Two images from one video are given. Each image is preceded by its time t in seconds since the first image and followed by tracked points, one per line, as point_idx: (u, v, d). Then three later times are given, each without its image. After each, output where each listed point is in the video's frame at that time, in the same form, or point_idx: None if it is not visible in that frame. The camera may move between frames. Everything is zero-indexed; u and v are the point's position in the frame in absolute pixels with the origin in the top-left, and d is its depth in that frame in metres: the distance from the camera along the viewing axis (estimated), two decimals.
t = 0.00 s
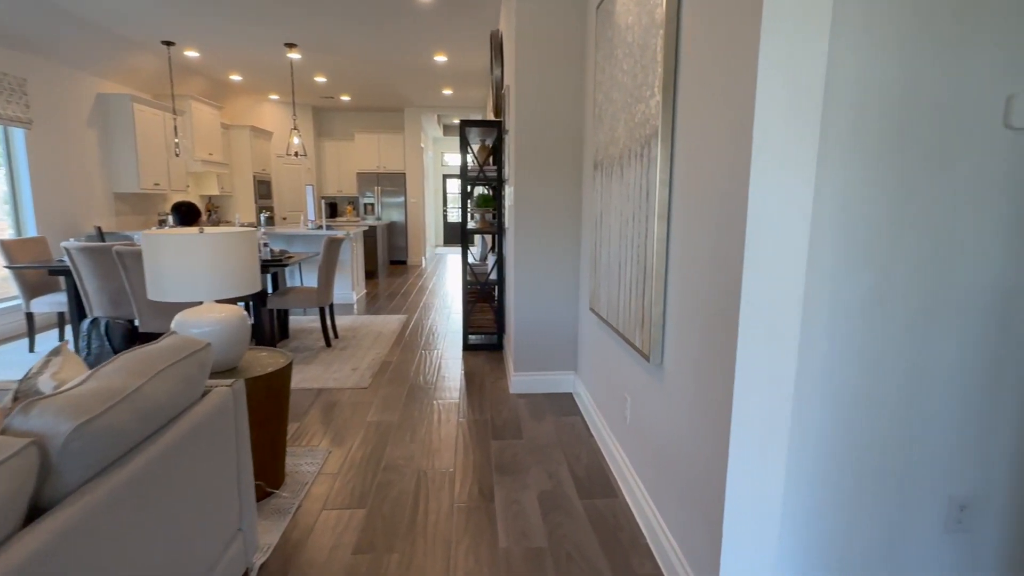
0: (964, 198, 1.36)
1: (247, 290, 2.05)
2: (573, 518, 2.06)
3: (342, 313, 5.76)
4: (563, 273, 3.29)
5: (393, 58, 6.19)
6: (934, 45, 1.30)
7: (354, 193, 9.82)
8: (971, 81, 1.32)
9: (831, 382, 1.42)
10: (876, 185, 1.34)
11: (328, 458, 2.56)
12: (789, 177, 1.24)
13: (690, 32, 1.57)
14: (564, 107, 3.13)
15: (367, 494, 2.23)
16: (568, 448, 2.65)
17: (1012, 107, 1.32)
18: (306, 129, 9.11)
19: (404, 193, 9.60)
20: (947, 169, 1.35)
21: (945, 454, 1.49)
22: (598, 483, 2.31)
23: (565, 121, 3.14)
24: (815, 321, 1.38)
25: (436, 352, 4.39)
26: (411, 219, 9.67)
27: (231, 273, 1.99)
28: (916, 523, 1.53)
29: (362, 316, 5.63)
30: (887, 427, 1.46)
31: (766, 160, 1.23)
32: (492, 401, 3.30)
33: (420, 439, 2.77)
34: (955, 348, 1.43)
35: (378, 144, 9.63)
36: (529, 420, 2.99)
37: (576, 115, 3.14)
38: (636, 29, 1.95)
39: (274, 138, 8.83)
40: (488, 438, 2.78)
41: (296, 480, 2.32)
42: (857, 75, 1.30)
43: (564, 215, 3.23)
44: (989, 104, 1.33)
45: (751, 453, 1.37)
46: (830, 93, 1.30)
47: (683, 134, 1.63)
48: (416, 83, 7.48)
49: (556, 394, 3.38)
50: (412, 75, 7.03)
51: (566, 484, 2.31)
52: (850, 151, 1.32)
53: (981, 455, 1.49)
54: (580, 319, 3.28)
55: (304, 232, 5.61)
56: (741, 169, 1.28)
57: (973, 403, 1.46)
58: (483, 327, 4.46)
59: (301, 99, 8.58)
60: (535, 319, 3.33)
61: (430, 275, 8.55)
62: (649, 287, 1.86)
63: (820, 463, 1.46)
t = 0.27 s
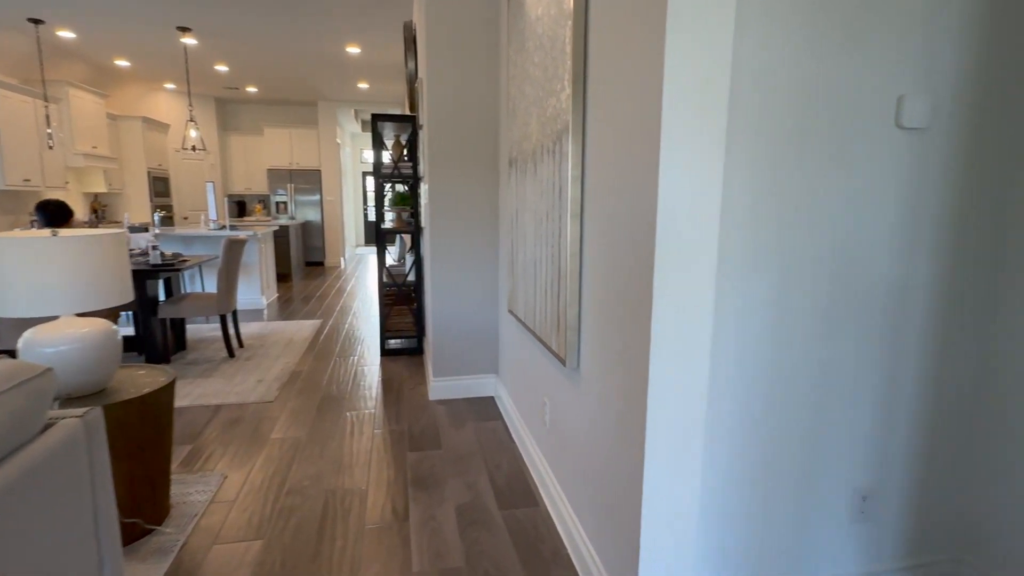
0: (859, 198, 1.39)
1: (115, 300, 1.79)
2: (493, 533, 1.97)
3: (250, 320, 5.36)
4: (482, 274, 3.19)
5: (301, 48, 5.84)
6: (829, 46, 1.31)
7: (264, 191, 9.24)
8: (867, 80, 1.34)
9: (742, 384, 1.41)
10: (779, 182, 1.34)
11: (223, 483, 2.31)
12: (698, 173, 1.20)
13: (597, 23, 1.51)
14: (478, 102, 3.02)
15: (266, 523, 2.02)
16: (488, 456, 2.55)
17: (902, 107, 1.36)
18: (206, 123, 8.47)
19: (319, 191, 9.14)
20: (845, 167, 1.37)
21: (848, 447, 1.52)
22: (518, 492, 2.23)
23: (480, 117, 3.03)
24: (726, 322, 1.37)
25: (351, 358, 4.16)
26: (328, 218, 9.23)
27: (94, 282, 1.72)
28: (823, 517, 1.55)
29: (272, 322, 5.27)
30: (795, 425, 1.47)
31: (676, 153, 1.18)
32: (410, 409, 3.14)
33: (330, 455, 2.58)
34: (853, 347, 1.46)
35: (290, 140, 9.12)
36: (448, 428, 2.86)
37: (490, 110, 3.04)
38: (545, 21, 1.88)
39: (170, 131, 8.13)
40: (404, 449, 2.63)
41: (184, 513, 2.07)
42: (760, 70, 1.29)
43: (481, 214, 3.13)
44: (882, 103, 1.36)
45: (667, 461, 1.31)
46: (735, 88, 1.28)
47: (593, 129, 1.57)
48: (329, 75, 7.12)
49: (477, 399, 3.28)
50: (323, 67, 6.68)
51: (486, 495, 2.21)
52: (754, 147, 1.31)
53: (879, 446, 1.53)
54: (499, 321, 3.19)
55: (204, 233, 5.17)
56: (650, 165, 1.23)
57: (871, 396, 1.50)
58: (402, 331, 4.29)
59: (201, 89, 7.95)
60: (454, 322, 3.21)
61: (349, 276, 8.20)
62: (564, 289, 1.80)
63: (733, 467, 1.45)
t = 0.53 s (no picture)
0: (768, 198, 1.39)
1: None
2: (406, 559, 1.82)
3: (133, 332, 4.82)
4: (393, 277, 3.01)
5: (189, 31, 5.32)
6: (739, 43, 1.29)
7: (152, 188, 8.41)
8: (774, 80, 1.34)
9: (661, 390, 1.37)
10: (693, 181, 1.31)
11: (90, 527, 1.99)
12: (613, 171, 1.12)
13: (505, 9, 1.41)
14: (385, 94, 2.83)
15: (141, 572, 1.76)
16: (402, 472, 2.39)
17: (807, 107, 1.37)
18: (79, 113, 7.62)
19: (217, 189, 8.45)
20: (755, 167, 1.36)
21: (761, 448, 1.52)
22: (434, 510, 2.10)
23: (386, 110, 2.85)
24: (644, 326, 1.32)
25: (252, 371, 3.83)
26: (228, 218, 8.56)
27: None
28: (740, 518, 1.54)
29: (160, 334, 4.76)
30: (711, 429, 1.45)
31: (591, 148, 1.10)
32: (318, 424, 2.91)
33: (223, 483, 2.31)
34: (764, 347, 1.46)
35: (181, 132, 8.37)
36: (360, 444, 2.67)
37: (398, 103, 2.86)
38: (450, 8, 1.76)
39: (35, 121, 7.21)
40: (309, 471, 2.42)
41: (36, 568, 1.75)
42: (673, 64, 1.25)
43: (390, 213, 2.95)
44: (789, 103, 1.36)
45: (587, 477, 1.23)
46: (648, 82, 1.23)
47: (502, 124, 1.47)
48: (223, 63, 6.57)
49: (391, 409, 3.10)
50: (216, 54, 6.15)
51: (399, 516, 2.06)
52: (668, 144, 1.27)
53: (790, 445, 1.55)
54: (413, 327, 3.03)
55: (74, 235, 4.57)
56: (563, 160, 1.14)
57: (782, 393, 1.51)
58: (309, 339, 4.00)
59: (71, 73, 7.10)
60: (364, 329, 3.02)
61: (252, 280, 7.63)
62: (477, 295, 1.69)
63: (653, 475, 1.40)
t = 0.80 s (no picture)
0: (690, 193, 1.35)
1: None
2: None
3: None
4: (298, 281, 2.77)
5: (54, 7, 4.70)
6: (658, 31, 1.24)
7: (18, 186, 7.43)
8: (692, 71, 1.30)
9: (587, 395, 1.30)
10: (613, 175, 1.24)
11: None
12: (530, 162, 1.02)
13: None
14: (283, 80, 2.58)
15: None
16: (312, 495, 2.19)
17: (725, 102, 1.34)
18: None
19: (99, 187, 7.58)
20: (676, 161, 1.31)
21: (686, 450, 1.48)
22: (348, 536, 1.92)
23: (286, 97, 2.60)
24: (567, 328, 1.24)
25: (139, 389, 3.42)
26: (113, 218, 7.73)
27: None
28: (667, 523, 1.49)
29: (27, 351, 4.17)
30: (638, 433, 1.39)
31: (506, 136, 0.99)
32: (215, 447, 2.62)
33: (96, 525, 2.00)
34: (689, 346, 1.43)
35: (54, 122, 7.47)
36: (264, 466, 2.43)
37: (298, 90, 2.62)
38: None
39: None
40: (204, 501, 2.15)
41: None
42: (592, 50, 1.17)
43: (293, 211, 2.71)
44: (706, 96, 1.33)
45: (511, 496, 1.13)
46: (566, 68, 1.14)
47: (410, 112, 1.34)
48: (100, 46, 5.89)
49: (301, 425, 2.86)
50: (90, 35, 5.49)
51: (307, 547, 1.87)
52: (587, 135, 1.19)
53: (713, 443, 1.53)
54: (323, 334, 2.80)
55: None
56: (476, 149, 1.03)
57: (706, 393, 1.48)
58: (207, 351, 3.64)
59: None
60: (267, 338, 2.76)
61: (143, 287, 6.93)
62: (388, 301, 1.54)
63: (580, 485, 1.32)
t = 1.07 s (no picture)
0: (619, 188, 1.27)
1: None
2: None
3: None
4: (186, 288, 2.45)
5: None
6: (583, 13, 1.15)
7: None
8: (619, 59, 1.22)
9: (518, 409, 1.18)
10: (540, 168, 1.13)
11: None
12: (449, 150, 0.89)
13: None
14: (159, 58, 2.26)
15: None
16: (208, 532, 1.92)
17: (652, 93, 1.28)
18: None
19: None
20: (604, 154, 1.23)
21: (622, 459, 1.41)
22: None
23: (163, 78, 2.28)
24: (494, 337, 1.12)
25: None
26: None
27: None
28: (604, 537, 1.42)
29: None
30: (573, 445, 1.30)
31: (420, 119, 0.85)
32: (87, 483, 2.26)
33: None
34: (621, 349, 1.36)
35: None
36: (149, 502, 2.11)
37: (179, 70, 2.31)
38: None
39: None
40: (71, 551, 1.83)
41: None
42: (514, 28, 1.05)
43: (176, 207, 2.39)
44: (633, 85, 1.26)
45: (436, 530, 0.99)
46: (486, 47, 1.02)
47: (308, 94, 1.16)
48: None
49: (195, 450, 2.54)
50: None
51: None
52: (511, 123, 1.08)
53: (648, 450, 1.47)
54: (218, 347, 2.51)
55: None
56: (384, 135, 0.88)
57: (639, 398, 1.42)
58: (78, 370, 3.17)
59: None
60: (150, 354, 2.42)
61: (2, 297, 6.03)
62: (288, 312, 1.35)
63: (513, 508, 1.21)
